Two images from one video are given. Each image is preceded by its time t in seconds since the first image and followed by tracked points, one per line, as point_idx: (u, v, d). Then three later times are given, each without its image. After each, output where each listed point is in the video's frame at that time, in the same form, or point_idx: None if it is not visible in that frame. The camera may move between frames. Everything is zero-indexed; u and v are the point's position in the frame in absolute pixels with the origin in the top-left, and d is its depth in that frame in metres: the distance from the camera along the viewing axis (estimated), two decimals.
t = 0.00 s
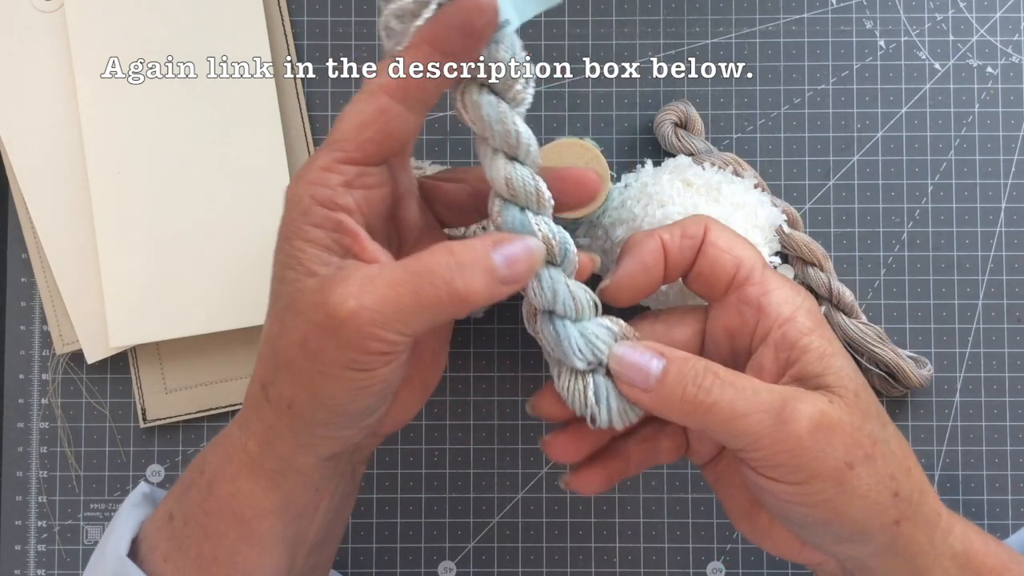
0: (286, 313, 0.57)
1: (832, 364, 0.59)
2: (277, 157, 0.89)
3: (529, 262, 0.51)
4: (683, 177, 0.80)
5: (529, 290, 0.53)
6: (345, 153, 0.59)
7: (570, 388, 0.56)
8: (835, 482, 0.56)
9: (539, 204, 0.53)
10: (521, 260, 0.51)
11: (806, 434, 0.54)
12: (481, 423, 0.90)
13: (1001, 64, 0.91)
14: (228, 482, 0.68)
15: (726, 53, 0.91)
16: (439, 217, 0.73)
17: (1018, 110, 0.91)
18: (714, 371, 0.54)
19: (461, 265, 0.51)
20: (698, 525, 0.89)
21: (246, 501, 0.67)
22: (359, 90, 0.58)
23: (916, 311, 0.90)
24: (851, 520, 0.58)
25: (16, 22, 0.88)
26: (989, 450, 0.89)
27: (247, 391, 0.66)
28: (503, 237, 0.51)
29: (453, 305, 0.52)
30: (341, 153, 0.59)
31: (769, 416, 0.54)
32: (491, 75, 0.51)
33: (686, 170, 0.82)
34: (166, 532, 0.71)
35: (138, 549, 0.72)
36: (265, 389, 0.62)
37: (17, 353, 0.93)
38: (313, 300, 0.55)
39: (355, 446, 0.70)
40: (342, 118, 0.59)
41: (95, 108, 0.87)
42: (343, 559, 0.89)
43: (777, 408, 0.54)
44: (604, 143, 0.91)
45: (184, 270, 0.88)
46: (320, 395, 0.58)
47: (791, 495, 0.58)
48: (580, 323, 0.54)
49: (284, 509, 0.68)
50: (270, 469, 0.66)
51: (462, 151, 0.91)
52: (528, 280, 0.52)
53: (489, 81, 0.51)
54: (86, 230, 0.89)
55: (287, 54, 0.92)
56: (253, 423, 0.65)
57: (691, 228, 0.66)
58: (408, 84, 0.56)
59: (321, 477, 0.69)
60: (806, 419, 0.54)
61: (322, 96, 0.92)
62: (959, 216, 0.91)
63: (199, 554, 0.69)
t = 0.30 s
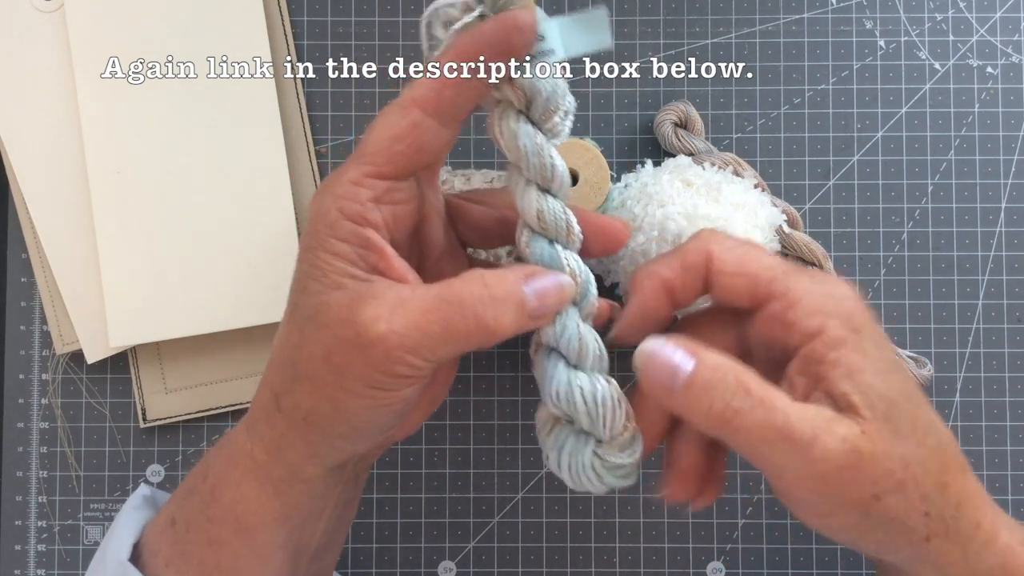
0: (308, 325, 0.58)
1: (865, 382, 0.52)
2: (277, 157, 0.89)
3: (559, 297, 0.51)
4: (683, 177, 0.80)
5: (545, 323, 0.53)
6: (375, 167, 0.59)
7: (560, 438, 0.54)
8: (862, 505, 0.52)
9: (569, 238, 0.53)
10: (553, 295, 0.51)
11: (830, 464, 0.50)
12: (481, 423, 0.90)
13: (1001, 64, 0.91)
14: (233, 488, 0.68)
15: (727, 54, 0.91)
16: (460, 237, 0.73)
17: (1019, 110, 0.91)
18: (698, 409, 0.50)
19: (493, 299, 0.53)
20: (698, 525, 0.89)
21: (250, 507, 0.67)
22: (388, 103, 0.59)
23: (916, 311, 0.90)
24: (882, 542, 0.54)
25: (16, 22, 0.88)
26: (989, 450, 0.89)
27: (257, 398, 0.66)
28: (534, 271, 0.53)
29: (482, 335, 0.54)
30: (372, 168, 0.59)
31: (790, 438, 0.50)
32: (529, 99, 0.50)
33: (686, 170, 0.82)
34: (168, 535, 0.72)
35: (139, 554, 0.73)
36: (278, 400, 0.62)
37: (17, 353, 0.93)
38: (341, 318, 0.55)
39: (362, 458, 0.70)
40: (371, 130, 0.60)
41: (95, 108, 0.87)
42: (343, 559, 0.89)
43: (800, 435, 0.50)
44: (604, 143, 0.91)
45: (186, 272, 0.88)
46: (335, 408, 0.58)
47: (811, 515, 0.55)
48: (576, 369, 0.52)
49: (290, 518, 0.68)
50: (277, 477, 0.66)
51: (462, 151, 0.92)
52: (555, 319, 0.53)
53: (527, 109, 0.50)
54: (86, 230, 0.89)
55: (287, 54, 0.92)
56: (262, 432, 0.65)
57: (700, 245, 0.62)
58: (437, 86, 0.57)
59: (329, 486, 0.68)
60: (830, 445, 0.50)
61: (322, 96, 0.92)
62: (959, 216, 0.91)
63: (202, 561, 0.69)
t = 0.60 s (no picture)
0: (336, 342, 0.58)
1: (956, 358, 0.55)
2: (277, 158, 0.89)
3: (589, 333, 0.54)
4: (683, 177, 0.80)
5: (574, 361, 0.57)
6: (409, 183, 0.60)
7: (582, 471, 0.60)
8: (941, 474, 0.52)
9: (599, 277, 0.57)
10: (584, 329, 0.54)
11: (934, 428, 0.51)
12: (481, 423, 0.90)
13: (1001, 64, 0.91)
14: (245, 493, 0.68)
15: (727, 54, 0.91)
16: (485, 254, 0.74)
17: (1019, 110, 0.91)
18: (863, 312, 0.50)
19: (524, 332, 0.54)
20: (698, 525, 0.89)
21: (262, 512, 0.68)
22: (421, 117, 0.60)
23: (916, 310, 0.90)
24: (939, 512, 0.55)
25: (16, 22, 0.88)
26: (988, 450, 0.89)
27: (272, 405, 0.66)
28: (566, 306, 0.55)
29: (513, 367, 0.55)
30: (406, 184, 0.60)
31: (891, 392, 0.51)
32: (572, 136, 0.54)
33: (686, 170, 0.82)
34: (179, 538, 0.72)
35: (147, 558, 0.73)
36: (297, 412, 0.62)
37: (17, 353, 0.93)
38: (373, 342, 0.56)
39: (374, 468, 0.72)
40: (404, 144, 0.61)
41: (95, 109, 0.87)
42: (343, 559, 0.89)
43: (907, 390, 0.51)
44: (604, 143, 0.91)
45: (188, 274, 0.88)
46: (357, 426, 0.59)
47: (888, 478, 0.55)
48: (601, 407, 0.58)
49: (299, 523, 0.69)
50: (290, 484, 0.66)
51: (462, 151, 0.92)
52: (583, 350, 0.55)
53: (571, 149, 0.55)
54: (87, 230, 0.89)
55: (287, 54, 0.92)
56: (277, 439, 0.65)
57: (828, 195, 0.60)
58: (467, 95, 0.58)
59: (337, 492, 0.69)
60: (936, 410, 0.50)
61: (322, 96, 0.92)
62: (959, 216, 0.91)
63: (211, 565, 0.69)
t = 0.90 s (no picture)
0: (350, 352, 0.58)
1: None
2: (277, 158, 0.89)
3: (599, 344, 0.54)
4: (683, 177, 0.80)
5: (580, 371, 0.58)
6: (424, 188, 0.60)
7: (585, 479, 0.61)
8: None
9: (608, 290, 0.58)
10: (593, 340, 0.54)
11: None
12: (481, 423, 0.90)
13: (1001, 64, 0.91)
14: (255, 497, 0.68)
15: (727, 54, 0.91)
16: (496, 259, 0.74)
17: (1019, 110, 0.91)
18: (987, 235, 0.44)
19: (533, 342, 0.53)
20: (698, 525, 0.89)
21: (271, 516, 0.68)
22: (435, 122, 0.59)
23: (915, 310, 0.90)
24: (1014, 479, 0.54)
25: (16, 22, 0.88)
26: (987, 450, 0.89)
27: (283, 410, 0.66)
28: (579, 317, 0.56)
29: (523, 379, 0.54)
30: (420, 189, 0.60)
31: (1001, 346, 0.48)
32: (581, 156, 0.56)
33: (686, 170, 0.82)
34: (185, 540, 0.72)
35: (154, 558, 0.73)
36: (310, 418, 0.62)
37: (17, 353, 0.93)
38: (387, 353, 0.56)
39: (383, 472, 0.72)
40: (417, 147, 0.60)
41: (95, 108, 0.87)
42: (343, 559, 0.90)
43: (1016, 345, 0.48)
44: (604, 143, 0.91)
45: (191, 275, 0.88)
46: (371, 435, 0.60)
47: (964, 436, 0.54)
48: (606, 418, 0.59)
49: (308, 526, 0.69)
50: (301, 488, 0.66)
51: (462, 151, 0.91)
52: (591, 362, 0.55)
53: (580, 167, 0.56)
54: (87, 230, 0.89)
55: (287, 54, 0.92)
56: (288, 444, 0.65)
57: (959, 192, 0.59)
58: (483, 101, 0.58)
59: (346, 496, 0.70)
60: None
61: (323, 95, 0.92)
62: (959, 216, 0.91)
63: (220, 565, 0.69)
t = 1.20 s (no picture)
0: (349, 353, 0.58)
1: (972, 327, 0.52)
2: (277, 158, 0.89)
3: (599, 343, 0.55)
4: (683, 177, 0.80)
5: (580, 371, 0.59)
6: (424, 189, 0.60)
7: (588, 476, 0.62)
8: (944, 444, 0.52)
9: (607, 290, 0.58)
10: (593, 340, 0.54)
11: (949, 392, 0.51)
12: (481, 423, 0.90)
13: (1001, 64, 0.91)
14: (253, 496, 0.68)
15: (727, 53, 0.91)
16: (496, 259, 0.74)
17: (1019, 110, 0.91)
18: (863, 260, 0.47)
19: (532, 342, 0.54)
20: (698, 525, 0.89)
21: (270, 516, 0.68)
22: (433, 122, 0.60)
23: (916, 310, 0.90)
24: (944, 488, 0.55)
25: (16, 22, 0.88)
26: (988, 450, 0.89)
27: (280, 411, 0.66)
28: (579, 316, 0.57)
29: (522, 377, 0.55)
30: (421, 190, 0.60)
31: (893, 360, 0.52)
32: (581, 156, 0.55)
33: (686, 170, 0.81)
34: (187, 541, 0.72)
35: (153, 557, 0.74)
36: (309, 418, 0.62)
37: (17, 353, 0.93)
38: (387, 354, 0.56)
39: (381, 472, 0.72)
40: (417, 147, 0.61)
41: (95, 108, 0.87)
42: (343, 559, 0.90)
43: (925, 360, 0.51)
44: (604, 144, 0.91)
45: (190, 274, 0.88)
46: (371, 436, 0.59)
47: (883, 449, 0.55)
48: (607, 416, 0.59)
49: (307, 527, 0.69)
50: (299, 488, 0.66)
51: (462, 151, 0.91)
52: (590, 362, 0.56)
53: (580, 166, 0.56)
54: (87, 230, 0.89)
55: (287, 54, 0.92)
56: (286, 444, 0.65)
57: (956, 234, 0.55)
58: (483, 102, 0.59)
59: (345, 495, 0.70)
60: (944, 376, 0.50)
61: (322, 95, 0.92)
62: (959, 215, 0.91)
63: (217, 565, 0.69)
